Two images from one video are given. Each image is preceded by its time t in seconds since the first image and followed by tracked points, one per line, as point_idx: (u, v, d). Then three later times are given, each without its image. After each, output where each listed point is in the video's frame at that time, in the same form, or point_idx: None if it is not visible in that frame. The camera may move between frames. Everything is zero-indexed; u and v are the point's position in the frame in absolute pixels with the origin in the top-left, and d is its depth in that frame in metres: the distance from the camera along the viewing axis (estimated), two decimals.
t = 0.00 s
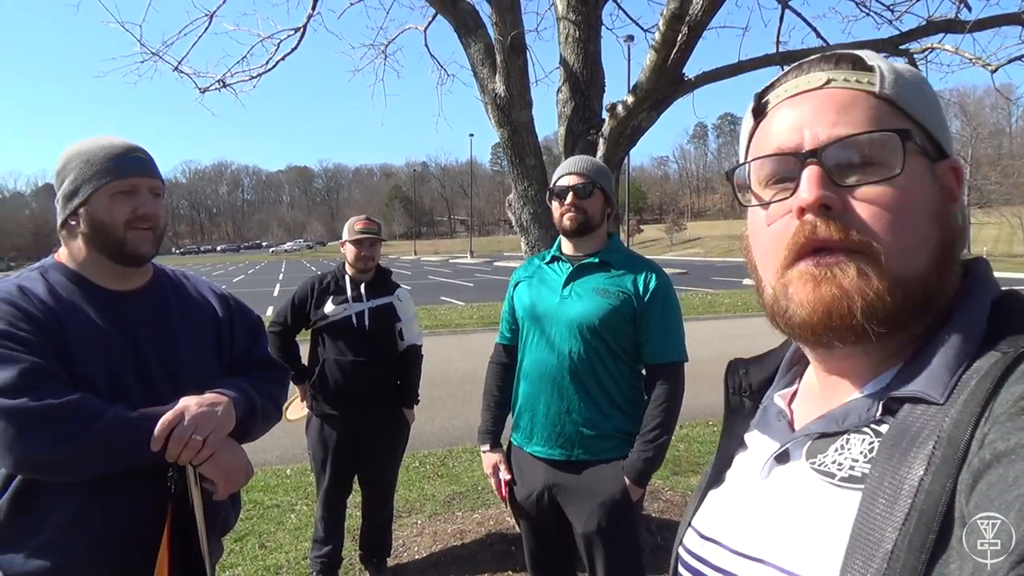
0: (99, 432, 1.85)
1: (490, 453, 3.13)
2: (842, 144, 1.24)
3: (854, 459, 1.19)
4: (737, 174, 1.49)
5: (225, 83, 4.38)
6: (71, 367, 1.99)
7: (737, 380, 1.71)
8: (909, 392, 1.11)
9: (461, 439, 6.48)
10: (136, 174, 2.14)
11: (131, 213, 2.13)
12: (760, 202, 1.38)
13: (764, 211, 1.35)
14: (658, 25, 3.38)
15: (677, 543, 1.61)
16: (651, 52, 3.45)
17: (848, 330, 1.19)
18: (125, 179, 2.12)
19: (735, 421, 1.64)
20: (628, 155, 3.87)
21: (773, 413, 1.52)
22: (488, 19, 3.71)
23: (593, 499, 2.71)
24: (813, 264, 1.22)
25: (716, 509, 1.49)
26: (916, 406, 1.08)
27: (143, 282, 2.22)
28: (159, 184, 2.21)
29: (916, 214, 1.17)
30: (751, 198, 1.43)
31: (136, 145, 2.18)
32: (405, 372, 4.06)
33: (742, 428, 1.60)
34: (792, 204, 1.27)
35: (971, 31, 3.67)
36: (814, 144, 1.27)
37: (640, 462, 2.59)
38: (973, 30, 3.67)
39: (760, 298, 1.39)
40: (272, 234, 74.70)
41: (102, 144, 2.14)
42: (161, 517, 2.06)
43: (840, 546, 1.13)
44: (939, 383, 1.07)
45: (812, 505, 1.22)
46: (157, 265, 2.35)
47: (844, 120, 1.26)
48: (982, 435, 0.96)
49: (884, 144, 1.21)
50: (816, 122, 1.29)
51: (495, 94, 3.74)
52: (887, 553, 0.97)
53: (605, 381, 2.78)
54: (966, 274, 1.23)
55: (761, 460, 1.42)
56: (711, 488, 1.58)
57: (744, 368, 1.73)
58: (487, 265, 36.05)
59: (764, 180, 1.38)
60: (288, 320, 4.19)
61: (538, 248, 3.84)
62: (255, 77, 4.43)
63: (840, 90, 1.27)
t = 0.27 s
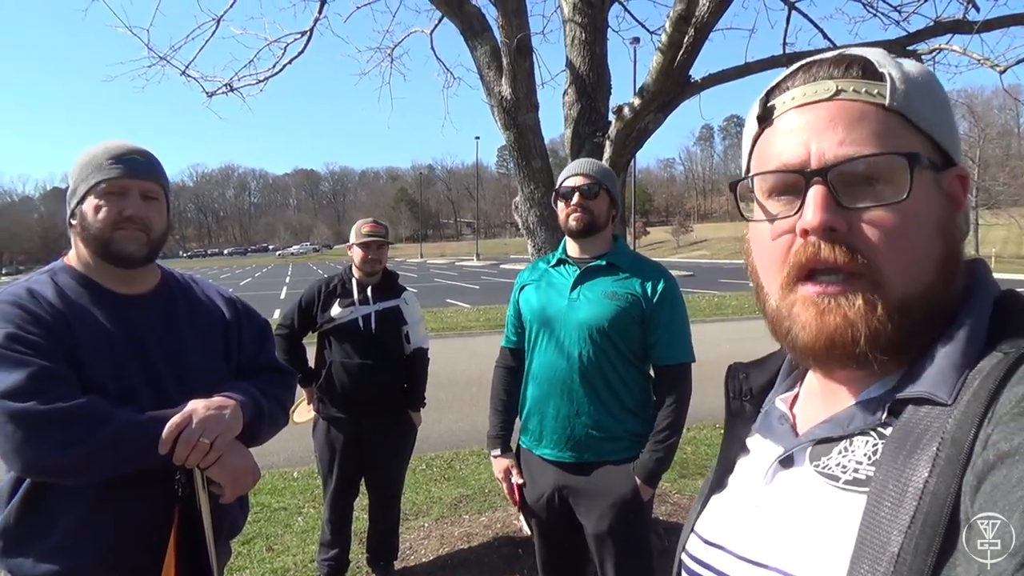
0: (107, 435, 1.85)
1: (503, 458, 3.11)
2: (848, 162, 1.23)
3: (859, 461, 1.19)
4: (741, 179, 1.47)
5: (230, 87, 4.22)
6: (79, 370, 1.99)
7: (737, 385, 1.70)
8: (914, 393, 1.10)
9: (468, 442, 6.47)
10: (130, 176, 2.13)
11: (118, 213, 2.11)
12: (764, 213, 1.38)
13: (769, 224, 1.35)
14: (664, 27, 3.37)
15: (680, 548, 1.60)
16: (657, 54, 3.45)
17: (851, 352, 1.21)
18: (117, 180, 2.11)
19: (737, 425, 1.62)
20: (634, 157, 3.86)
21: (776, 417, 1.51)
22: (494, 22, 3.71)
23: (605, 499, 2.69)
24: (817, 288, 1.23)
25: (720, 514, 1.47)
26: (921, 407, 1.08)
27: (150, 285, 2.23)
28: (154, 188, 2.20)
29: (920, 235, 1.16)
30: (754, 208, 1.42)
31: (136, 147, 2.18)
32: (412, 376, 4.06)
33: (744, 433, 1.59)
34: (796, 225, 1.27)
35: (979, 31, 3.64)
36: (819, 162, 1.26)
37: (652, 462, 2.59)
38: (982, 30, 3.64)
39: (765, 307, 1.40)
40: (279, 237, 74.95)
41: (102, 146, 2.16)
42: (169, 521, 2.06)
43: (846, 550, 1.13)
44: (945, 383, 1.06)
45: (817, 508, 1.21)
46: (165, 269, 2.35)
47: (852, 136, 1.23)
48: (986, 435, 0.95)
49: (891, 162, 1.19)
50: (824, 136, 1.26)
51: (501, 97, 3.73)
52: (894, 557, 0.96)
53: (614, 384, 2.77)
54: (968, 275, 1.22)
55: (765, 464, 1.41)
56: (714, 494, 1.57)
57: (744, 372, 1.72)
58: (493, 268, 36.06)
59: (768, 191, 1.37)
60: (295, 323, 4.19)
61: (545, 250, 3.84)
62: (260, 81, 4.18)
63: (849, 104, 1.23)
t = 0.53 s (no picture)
0: (116, 438, 1.86)
1: (505, 458, 3.12)
2: (855, 154, 1.23)
3: (864, 467, 1.18)
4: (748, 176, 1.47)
5: (239, 91, 4.30)
6: (89, 373, 2.00)
7: (741, 389, 1.69)
8: (920, 398, 1.09)
9: (474, 444, 6.46)
10: (130, 177, 2.14)
11: (118, 215, 2.12)
12: (770, 206, 1.38)
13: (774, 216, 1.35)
14: (671, 30, 3.37)
15: (685, 552, 1.59)
16: (664, 57, 3.44)
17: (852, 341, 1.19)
18: (118, 182, 2.12)
19: (741, 429, 1.62)
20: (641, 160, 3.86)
21: (780, 422, 1.50)
22: (501, 25, 3.71)
23: (612, 500, 2.69)
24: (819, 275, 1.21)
25: (725, 519, 1.47)
26: (927, 412, 1.08)
27: (159, 287, 2.24)
28: (155, 189, 2.20)
29: (926, 228, 1.15)
30: (760, 202, 1.42)
31: (138, 149, 2.20)
32: (418, 378, 4.07)
33: (749, 437, 1.58)
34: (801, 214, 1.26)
35: (988, 33, 3.62)
36: (826, 153, 1.26)
37: (658, 463, 2.58)
38: (990, 33, 3.62)
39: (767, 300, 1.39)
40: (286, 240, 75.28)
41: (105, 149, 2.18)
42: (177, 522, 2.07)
43: (852, 554, 1.12)
44: (949, 388, 1.06)
45: (821, 513, 1.21)
46: (174, 271, 2.36)
47: (859, 128, 1.24)
48: (993, 440, 0.94)
49: (897, 155, 1.19)
50: (831, 128, 1.27)
51: (508, 100, 3.74)
52: (900, 561, 0.96)
53: (620, 385, 2.77)
54: (972, 278, 1.22)
55: (770, 470, 1.40)
56: (719, 498, 1.56)
57: (748, 376, 1.71)
58: (499, 271, 36.07)
59: (775, 184, 1.37)
60: (301, 324, 4.20)
61: (551, 253, 3.84)
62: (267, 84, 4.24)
63: (857, 98, 1.24)
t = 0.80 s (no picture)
0: (122, 439, 1.86)
1: (508, 459, 3.12)
2: (863, 158, 1.21)
3: (871, 467, 1.17)
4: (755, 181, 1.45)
5: (246, 92, 4.29)
6: (96, 375, 2.00)
7: (748, 392, 1.66)
8: (928, 399, 1.08)
9: (479, 447, 6.45)
10: (140, 179, 2.14)
11: (127, 217, 2.12)
12: (777, 209, 1.36)
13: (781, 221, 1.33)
14: (678, 32, 3.36)
15: (690, 557, 1.57)
16: (671, 60, 3.43)
17: (859, 350, 1.18)
18: (128, 184, 2.13)
19: (747, 432, 1.60)
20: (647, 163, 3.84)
21: (786, 424, 1.49)
22: (508, 28, 3.71)
23: (615, 501, 2.67)
24: (826, 283, 1.20)
25: (731, 522, 1.45)
26: (936, 412, 1.06)
27: (166, 289, 2.24)
28: (165, 191, 2.20)
29: (933, 233, 1.14)
30: (767, 206, 1.40)
31: (148, 151, 2.20)
32: (424, 380, 4.05)
33: (755, 439, 1.56)
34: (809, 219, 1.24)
35: (997, 36, 3.60)
36: (833, 157, 1.24)
37: (661, 464, 2.58)
38: (1000, 35, 3.60)
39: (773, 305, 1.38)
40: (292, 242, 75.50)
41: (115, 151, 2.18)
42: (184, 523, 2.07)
43: (861, 556, 1.11)
44: (958, 389, 1.04)
45: (828, 514, 1.19)
46: (182, 272, 2.36)
47: (867, 133, 1.22)
48: (1002, 440, 0.92)
49: (905, 159, 1.17)
50: (839, 133, 1.25)
51: (515, 102, 3.73)
52: (910, 563, 0.94)
53: (623, 388, 2.75)
54: (980, 280, 1.20)
55: (776, 471, 1.39)
56: (725, 502, 1.54)
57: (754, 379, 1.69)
58: (505, 273, 36.07)
59: (782, 188, 1.35)
60: (307, 326, 4.20)
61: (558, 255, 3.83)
62: (274, 88, 4.09)
63: (866, 102, 1.22)
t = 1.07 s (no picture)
0: (126, 442, 1.85)
1: (509, 459, 3.10)
2: (857, 163, 1.19)
3: (880, 469, 1.15)
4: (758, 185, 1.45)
5: (251, 94, 4.29)
6: (100, 376, 1.99)
7: (755, 394, 1.65)
8: (936, 400, 1.06)
9: (483, 449, 6.43)
10: (152, 180, 2.14)
11: (138, 218, 2.11)
12: (778, 213, 1.36)
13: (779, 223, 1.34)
14: (683, 33, 3.34)
15: (698, 560, 1.56)
16: (676, 61, 3.42)
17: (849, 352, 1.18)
18: (139, 184, 2.12)
19: (755, 435, 1.58)
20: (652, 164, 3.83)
21: (794, 426, 1.47)
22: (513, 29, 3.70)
23: (613, 504, 2.66)
24: (816, 286, 1.20)
25: (738, 524, 1.43)
26: (945, 414, 1.04)
27: (170, 290, 2.23)
28: (176, 193, 2.20)
29: (926, 236, 1.12)
30: (773, 211, 1.39)
31: (159, 152, 2.20)
32: (428, 381, 4.04)
33: (763, 442, 1.54)
34: (800, 223, 1.25)
35: (1004, 37, 3.58)
36: (825, 163, 1.24)
37: (659, 468, 2.56)
38: (1007, 37, 3.57)
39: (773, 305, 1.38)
40: (296, 244, 75.65)
41: (125, 151, 2.18)
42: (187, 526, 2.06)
43: (870, 558, 1.09)
44: (968, 390, 1.02)
45: (836, 516, 1.18)
46: (185, 275, 2.36)
47: (862, 137, 1.21)
48: (1013, 441, 0.90)
49: (897, 164, 1.15)
50: (834, 137, 1.24)
51: (519, 103, 3.72)
52: (920, 564, 0.93)
53: (620, 390, 2.74)
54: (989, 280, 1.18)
55: (784, 472, 1.37)
56: (732, 505, 1.52)
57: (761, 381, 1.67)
58: (509, 275, 36.06)
59: (782, 191, 1.35)
60: (311, 328, 4.19)
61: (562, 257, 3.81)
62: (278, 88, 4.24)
63: (860, 107, 1.21)
